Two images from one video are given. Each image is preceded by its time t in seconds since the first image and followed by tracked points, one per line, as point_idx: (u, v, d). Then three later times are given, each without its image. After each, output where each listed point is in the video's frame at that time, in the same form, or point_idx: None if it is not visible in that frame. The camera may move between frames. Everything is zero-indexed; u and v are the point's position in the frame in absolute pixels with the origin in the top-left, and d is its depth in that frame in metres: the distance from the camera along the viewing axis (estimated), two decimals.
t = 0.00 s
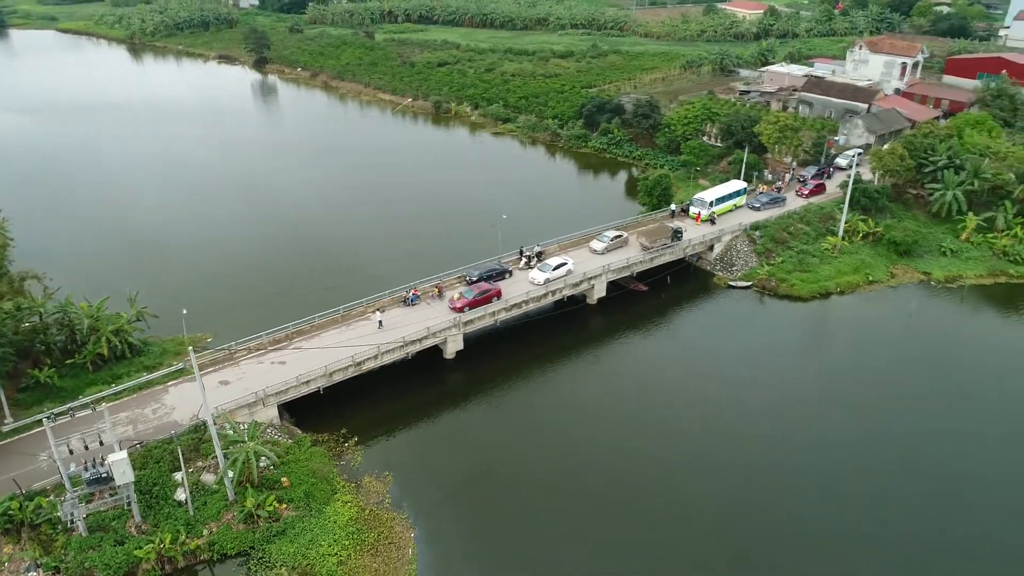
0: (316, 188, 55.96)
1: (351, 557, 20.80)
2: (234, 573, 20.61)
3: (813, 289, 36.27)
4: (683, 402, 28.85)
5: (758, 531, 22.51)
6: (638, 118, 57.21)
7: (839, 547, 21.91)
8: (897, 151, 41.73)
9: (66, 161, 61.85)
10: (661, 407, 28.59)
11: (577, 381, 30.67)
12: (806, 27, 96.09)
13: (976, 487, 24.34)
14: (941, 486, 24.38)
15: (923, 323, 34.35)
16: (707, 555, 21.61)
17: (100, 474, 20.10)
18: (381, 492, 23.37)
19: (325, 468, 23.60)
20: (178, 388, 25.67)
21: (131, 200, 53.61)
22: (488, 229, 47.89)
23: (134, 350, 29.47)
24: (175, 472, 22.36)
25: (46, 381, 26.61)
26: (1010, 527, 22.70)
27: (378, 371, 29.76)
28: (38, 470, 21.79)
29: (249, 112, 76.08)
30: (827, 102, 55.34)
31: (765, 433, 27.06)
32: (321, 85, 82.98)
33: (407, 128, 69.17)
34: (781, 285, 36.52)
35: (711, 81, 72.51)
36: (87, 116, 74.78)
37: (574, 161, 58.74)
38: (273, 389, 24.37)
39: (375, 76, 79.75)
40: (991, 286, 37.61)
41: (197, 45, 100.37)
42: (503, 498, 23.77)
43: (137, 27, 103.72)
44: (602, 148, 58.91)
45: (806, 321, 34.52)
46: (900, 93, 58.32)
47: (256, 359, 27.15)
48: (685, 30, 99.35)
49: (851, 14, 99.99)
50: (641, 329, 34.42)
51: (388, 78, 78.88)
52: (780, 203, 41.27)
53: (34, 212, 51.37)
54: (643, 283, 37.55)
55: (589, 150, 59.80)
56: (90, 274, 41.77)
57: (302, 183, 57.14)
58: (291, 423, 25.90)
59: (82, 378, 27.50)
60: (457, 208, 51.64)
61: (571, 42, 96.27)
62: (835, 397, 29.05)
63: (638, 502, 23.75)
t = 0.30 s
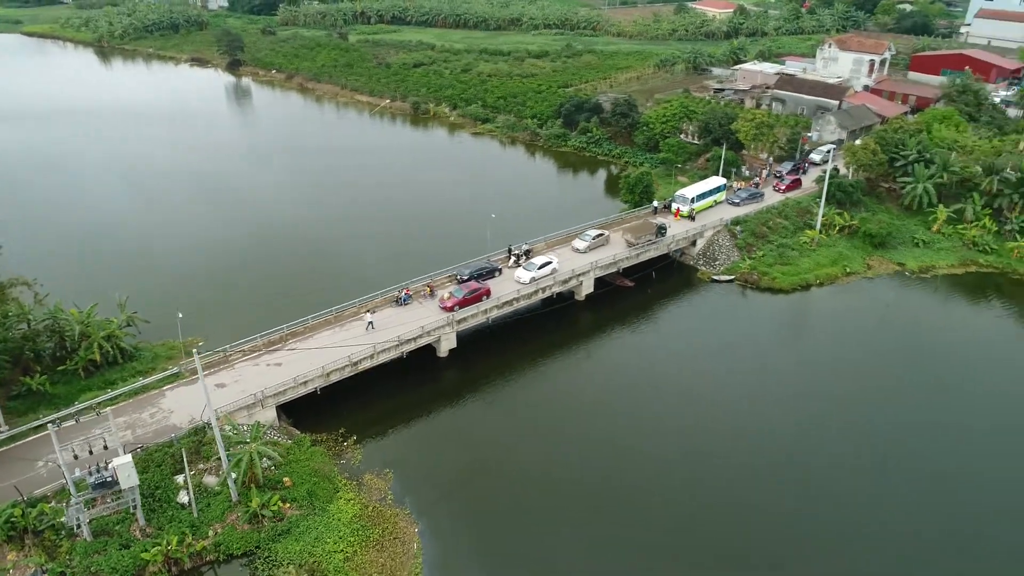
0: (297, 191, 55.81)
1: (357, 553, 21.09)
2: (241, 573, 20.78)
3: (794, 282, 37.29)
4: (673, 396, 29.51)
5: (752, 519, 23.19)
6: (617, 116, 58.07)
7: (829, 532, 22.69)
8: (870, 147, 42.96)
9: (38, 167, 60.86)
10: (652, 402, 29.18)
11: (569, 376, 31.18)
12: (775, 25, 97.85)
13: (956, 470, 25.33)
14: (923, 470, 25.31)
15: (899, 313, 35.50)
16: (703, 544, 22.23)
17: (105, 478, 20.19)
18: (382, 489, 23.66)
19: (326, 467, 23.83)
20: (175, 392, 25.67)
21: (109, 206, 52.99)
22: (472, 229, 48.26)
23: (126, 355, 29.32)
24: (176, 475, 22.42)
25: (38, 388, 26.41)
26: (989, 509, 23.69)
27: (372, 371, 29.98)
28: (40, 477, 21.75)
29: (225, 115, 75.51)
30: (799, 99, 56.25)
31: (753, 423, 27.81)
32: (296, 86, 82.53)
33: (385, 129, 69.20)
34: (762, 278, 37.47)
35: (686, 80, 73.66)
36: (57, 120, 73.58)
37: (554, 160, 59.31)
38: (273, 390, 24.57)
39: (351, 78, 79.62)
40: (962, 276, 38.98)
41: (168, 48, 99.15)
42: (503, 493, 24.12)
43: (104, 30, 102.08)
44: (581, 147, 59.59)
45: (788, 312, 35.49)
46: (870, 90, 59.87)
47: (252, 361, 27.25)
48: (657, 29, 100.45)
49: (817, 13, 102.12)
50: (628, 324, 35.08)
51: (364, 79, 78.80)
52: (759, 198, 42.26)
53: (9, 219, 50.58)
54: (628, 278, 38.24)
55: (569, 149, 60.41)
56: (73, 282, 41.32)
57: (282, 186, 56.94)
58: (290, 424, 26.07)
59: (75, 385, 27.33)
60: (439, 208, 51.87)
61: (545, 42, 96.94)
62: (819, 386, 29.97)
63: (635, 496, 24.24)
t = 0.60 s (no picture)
0: (279, 194, 55.62)
1: (364, 549, 21.41)
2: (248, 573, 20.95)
3: (775, 275, 38.27)
4: (663, 388, 30.22)
5: (745, 506, 23.94)
6: (596, 115, 58.80)
7: (819, 515, 23.55)
8: (844, 142, 44.19)
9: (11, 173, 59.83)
10: (644, 394, 29.81)
11: (561, 371, 31.72)
12: (746, 24, 99.42)
13: (937, 452, 26.37)
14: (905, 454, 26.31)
15: (877, 303, 36.66)
16: (699, 531, 22.89)
17: (112, 481, 20.33)
18: (384, 486, 23.98)
19: (328, 466, 24.08)
20: (172, 396, 25.68)
21: (87, 211, 52.34)
22: (457, 228, 48.64)
23: (118, 360, 29.17)
24: (178, 478, 22.48)
25: (30, 395, 26.22)
26: (968, 488, 24.80)
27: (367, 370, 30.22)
28: (41, 484, 21.72)
29: (201, 118, 74.81)
30: (773, 96, 57.45)
31: (741, 413, 28.59)
32: (272, 88, 81.97)
33: (364, 130, 69.13)
34: (745, 271, 38.40)
35: (661, 78, 74.71)
36: (28, 125, 72.24)
37: (534, 160, 59.83)
38: (272, 391, 24.75)
39: (328, 80, 79.35)
40: (935, 267, 40.33)
41: (139, 51, 97.77)
42: (503, 487, 24.53)
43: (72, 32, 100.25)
44: (561, 146, 60.22)
45: (769, 304, 36.48)
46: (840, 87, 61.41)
47: (248, 363, 27.38)
48: (630, 28, 101.34)
49: (786, 12, 103.97)
50: (616, 319, 35.76)
51: (342, 81, 78.63)
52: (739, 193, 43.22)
53: None
54: (614, 274, 38.93)
55: (549, 148, 60.98)
56: (55, 289, 40.85)
57: (263, 189, 56.70)
58: (288, 424, 26.27)
59: (67, 392, 27.18)
60: (423, 208, 52.10)
61: (520, 42, 97.41)
62: (804, 375, 30.89)
63: (631, 486, 24.83)
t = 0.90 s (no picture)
0: (261, 196, 55.41)
1: (371, 544, 21.72)
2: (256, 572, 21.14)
3: (759, 268, 39.18)
4: (655, 381, 30.87)
5: (740, 493, 24.58)
6: (578, 114, 59.43)
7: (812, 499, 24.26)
8: (821, 138, 45.30)
9: None
10: (636, 388, 30.44)
11: (554, 367, 32.24)
12: (719, 22, 100.86)
13: (922, 436, 27.23)
14: (891, 438, 27.13)
15: (857, 295, 37.73)
16: (697, 517, 23.55)
17: (119, 484, 20.73)
18: (387, 483, 24.30)
19: (331, 464, 24.33)
20: (171, 399, 25.74)
21: (66, 216, 51.71)
22: (444, 228, 48.95)
23: (112, 365, 29.08)
24: (183, 480, 22.59)
25: (25, 402, 26.08)
26: (952, 468, 25.68)
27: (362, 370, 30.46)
28: (46, 489, 21.74)
29: (179, 121, 74.12)
30: (749, 94, 58.58)
31: (732, 403, 29.32)
32: (250, 91, 81.44)
33: (345, 131, 69.07)
34: (729, 266, 39.27)
35: (638, 77, 75.69)
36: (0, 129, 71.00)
37: (517, 159, 60.30)
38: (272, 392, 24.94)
39: (307, 82, 79.11)
40: (911, 258, 41.54)
41: (111, 53, 96.48)
42: (504, 481, 24.97)
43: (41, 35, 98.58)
44: (544, 145, 60.78)
45: (754, 297, 37.39)
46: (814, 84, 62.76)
47: (245, 365, 27.51)
48: (606, 28, 102.23)
49: (758, 10, 105.59)
50: (605, 315, 36.37)
51: (321, 83, 78.42)
52: (721, 190, 44.09)
53: None
54: (602, 271, 39.53)
55: (532, 147, 61.49)
56: (39, 296, 40.35)
57: (246, 192, 56.48)
58: (288, 424, 26.47)
59: (62, 398, 27.07)
60: (408, 209, 52.30)
61: (497, 42, 97.82)
62: (790, 366, 31.75)
63: (629, 477, 25.40)
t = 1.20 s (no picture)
0: (245, 199, 55.24)
1: (378, 539, 22.04)
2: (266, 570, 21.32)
3: (744, 263, 40.05)
4: (647, 374, 31.53)
5: (735, 483, 25.24)
6: (560, 114, 60.02)
7: (805, 489, 25.00)
8: (800, 135, 46.35)
9: None
10: (629, 381, 31.06)
11: (548, 362, 32.75)
12: (694, 21, 102.14)
13: (906, 425, 28.21)
14: (878, 427, 28.03)
15: (838, 287, 38.76)
16: (695, 507, 24.19)
17: (126, 486, 20.51)
18: (390, 479, 24.61)
19: (334, 463, 24.57)
20: (171, 402, 25.78)
21: (48, 221, 51.11)
22: (432, 228, 49.24)
23: (108, 370, 29.01)
24: (187, 482, 22.68)
25: (22, 409, 25.97)
26: (936, 455, 26.61)
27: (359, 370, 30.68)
28: (52, 494, 21.79)
29: (157, 124, 73.43)
30: (727, 92, 59.61)
31: (723, 396, 30.04)
32: (229, 93, 80.86)
33: (327, 133, 68.98)
34: (715, 261, 40.10)
35: (618, 76, 76.54)
36: None
37: (500, 159, 60.71)
38: (273, 393, 25.16)
39: (287, 83, 78.79)
40: (889, 250, 42.75)
41: (85, 56, 95.14)
42: (504, 474, 25.43)
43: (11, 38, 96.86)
44: (527, 145, 61.27)
45: (739, 291, 38.26)
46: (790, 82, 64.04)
47: (244, 367, 27.62)
48: (583, 27, 102.99)
49: (731, 9, 107.01)
50: (596, 311, 36.96)
51: (301, 85, 78.13)
52: (704, 186, 44.92)
53: None
54: (591, 268, 40.11)
55: (515, 147, 61.95)
56: (25, 303, 39.92)
57: (231, 194, 56.25)
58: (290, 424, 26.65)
59: (59, 404, 26.99)
60: (395, 210, 52.47)
61: (475, 42, 98.12)
62: (778, 358, 32.59)
63: (628, 469, 25.94)
